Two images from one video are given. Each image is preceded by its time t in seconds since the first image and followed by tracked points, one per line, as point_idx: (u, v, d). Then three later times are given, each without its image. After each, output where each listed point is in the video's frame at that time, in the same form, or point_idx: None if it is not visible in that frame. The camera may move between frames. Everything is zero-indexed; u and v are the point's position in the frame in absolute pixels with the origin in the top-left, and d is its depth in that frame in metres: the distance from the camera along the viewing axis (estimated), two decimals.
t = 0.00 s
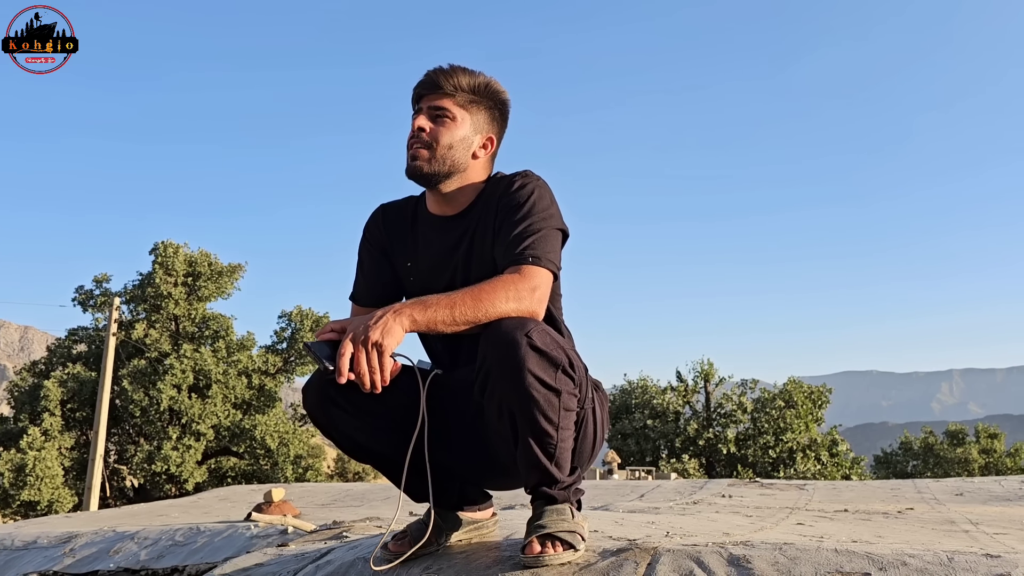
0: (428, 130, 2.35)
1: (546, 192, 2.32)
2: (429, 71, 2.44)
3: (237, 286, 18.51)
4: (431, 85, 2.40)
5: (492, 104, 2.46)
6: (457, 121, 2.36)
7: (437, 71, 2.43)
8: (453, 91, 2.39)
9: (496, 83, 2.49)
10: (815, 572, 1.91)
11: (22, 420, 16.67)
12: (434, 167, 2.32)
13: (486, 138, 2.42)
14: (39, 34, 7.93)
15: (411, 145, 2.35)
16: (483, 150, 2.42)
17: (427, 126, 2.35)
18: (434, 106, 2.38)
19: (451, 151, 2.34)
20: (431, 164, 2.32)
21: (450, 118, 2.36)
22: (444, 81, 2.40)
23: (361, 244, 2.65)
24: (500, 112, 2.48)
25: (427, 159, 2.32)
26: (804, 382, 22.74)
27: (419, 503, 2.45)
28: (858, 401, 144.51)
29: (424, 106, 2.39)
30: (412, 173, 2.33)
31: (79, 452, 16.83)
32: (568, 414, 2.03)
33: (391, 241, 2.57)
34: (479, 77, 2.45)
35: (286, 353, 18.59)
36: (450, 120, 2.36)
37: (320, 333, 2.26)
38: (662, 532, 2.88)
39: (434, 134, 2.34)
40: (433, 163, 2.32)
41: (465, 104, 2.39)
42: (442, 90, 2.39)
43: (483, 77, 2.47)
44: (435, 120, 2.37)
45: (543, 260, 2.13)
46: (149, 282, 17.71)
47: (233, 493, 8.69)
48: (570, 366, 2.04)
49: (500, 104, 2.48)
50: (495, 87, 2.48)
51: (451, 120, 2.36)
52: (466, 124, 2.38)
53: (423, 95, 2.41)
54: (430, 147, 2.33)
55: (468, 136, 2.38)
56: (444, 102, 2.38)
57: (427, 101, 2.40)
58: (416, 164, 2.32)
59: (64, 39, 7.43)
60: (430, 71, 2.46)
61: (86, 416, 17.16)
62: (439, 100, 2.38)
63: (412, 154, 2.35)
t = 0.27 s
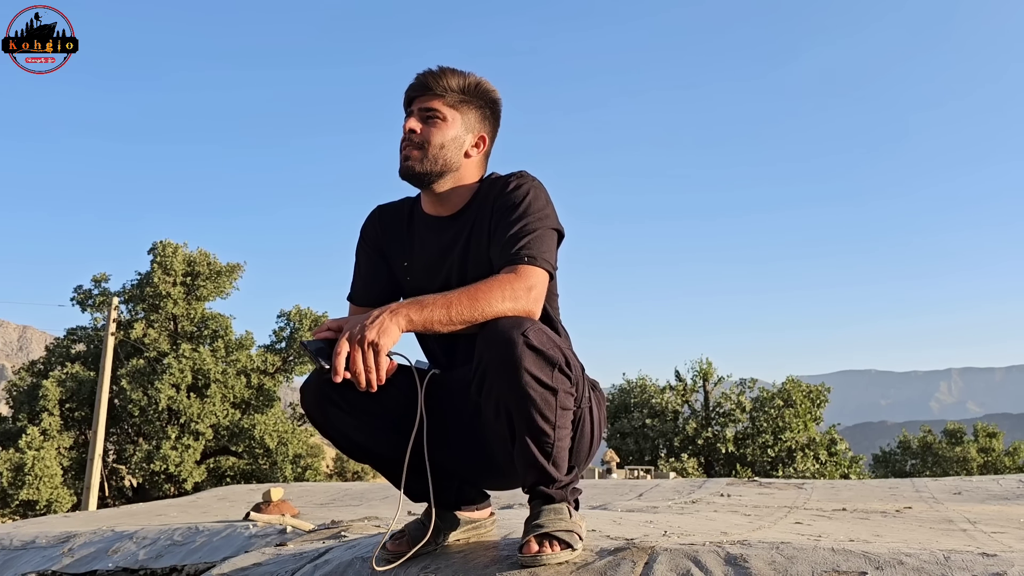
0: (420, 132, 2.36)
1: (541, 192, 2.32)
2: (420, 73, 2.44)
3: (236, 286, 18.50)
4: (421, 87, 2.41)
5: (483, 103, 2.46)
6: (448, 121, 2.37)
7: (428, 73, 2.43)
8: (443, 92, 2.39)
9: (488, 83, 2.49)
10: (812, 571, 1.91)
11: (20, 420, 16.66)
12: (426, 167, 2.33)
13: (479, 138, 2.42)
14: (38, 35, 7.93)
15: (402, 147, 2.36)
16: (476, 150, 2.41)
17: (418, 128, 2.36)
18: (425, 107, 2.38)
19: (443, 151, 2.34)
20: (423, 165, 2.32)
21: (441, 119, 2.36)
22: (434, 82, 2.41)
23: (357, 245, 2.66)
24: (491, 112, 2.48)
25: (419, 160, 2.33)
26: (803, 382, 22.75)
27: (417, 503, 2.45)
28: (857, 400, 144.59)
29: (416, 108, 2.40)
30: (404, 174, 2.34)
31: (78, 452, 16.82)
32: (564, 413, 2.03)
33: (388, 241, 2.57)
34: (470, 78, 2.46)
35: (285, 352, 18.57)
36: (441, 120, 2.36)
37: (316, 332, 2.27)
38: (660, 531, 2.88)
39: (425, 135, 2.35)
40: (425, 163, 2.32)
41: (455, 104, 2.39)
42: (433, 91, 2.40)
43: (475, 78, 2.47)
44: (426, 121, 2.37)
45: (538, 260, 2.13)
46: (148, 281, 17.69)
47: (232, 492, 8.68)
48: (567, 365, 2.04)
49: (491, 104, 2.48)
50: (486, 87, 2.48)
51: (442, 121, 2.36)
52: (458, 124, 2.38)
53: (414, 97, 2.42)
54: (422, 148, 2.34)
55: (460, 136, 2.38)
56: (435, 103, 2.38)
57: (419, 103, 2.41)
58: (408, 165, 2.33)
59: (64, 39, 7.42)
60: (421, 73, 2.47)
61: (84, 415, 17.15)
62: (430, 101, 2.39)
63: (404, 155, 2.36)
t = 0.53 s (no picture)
0: (418, 131, 2.35)
1: (540, 191, 2.32)
2: (415, 73, 2.43)
3: (234, 285, 18.48)
4: (417, 87, 2.39)
5: (479, 102, 2.46)
6: (446, 121, 2.36)
7: (423, 73, 2.43)
8: (439, 91, 2.39)
9: (483, 81, 2.49)
10: (811, 570, 1.91)
11: (20, 419, 16.66)
12: (425, 166, 2.32)
13: (476, 136, 2.42)
14: (38, 34, 7.91)
15: (400, 147, 2.36)
16: (473, 148, 2.41)
17: (415, 128, 2.35)
18: (422, 107, 2.37)
19: (441, 151, 2.34)
20: (422, 164, 2.32)
21: (439, 119, 2.36)
22: (430, 82, 2.40)
23: (357, 245, 2.66)
24: (487, 110, 2.48)
25: (418, 160, 2.33)
26: (802, 380, 22.75)
27: (415, 501, 2.45)
28: (855, 398, 144.72)
29: (412, 108, 2.39)
30: (403, 174, 2.34)
31: (77, 451, 16.82)
32: (563, 411, 2.03)
33: (387, 240, 2.57)
34: (465, 77, 2.45)
35: (285, 351, 18.56)
36: (438, 120, 2.36)
37: (315, 330, 2.27)
38: (660, 530, 2.88)
39: (423, 135, 2.34)
40: (423, 162, 2.32)
41: (452, 102, 2.39)
42: (430, 91, 2.39)
43: (470, 76, 2.46)
44: (423, 121, 2.36)
45: (536, 258, 2.13)
46: (147, 280, 17.67)
47: (231, 490, 8.68)
48: (565, 363, 2.04)
49: (487, 102, 2.47)
50: (482, 85, 2.47)
51: (439, 120, 2.35)
52: (455, 123, 2.37)
53: (410, 97, 2.41)
54: (420, 148, 2.34)
55: (458, 135, 2.37)
56: (431, 102, 2.37)
57: (415, 103, 2.40)
58: (407, 165, 2.32)
59: (64, 39, 7.41)
60: (416, 73, 2.46)
61: (83, 414, 17.16)
62: (427, 101, 2.38)
63: (402, 156, 2.35)
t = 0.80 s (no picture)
0: (413, 131, 2.35)
1: (539, 190, 2.32)
2: (408, 73, 2.44)
3: (234, 284, 18.48)
4: (411, 87, 2.39)
5: (474, 99, 2.45)
6: (440, 119, 2.36)
7: (416, 73, 2.43)
8: (433, 90, 2.38)
9: (477, 78, 2.49)
10: (810, 570, 1.92)
11: (20, 417, 16.66)
12: (421, 166, 2.32)
13: (472, 133, 2.42)
14: (39, 34, 7.91)
15: (397, 148, 2.36)
16: (469, 145, 2.41)
17: (411, 128, 2.35)
18: (416, 107, 2.37)
19: (437, 149, 2.33)
20: (418, 164, 2.32)
21: (433, 118, 2.35)
22: (425, 81, 2.40)
23: (357, 244, 2.65)
24: (483, 107, 2.48)
25: (414, 159, 2.33)
26: (802, 379, 22.74)
27: (414, 499, 2.45)
28: (855, 397, 144.76)
29: (407, 108, 2.39)
30: (401, 174, 2.34)
31: (77, 450, 16.83)
32: (562, 409, 2.03)
33: (386, 238, 2.57)
34: (458, 75, 2.45)
35: (285, 350, 18.56)
36: (433, 119, 2.35)
37: (314, 327, 2.26)
38: (660, 528, 2.89)
39: (418, 135, 2.34)
40: (420, 162, 2.32)
41: (446, 101, 2.38)
42: (423, 90, 2.39)
43: (463, 74, 2.46)
44: (418, 121, 2.36)
45: (536, 257, 2.13)
46: (147, 279, 17.66)
47: (231, 489, 8.68)
48: (565, 361, 2.04)
49: (482, 100, 2.47)
50: (476, 82, 2.47)
51: (434, 119, 2.35)
52: (450, 120, 2.37)
53: (405, 98, 2.41)
54: (416, 148, 2.33)
55: (453, 133, 2.37)
56: (426, 102, 2.37)
57: (409, 103, 2.40)
58: (403, 165, 2.33)
59: (64, 39, 7.40)
60: (409, 73, 2.46)
61: (83, 413, 17.16)
62: (421, 100, 2.38)
63: (399, 156, 2.35)
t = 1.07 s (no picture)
0: (414, 132, 2.36)
1: (540, 189, 2.32)
2: (409, 74, 2.44)
3: (235, 283, 18.49)
4: (412, 88, 2.40)
5: (475, 99, 2.45)
6: (441, 120, 2.36)
7: (417, 73, 2.43)
8: (434, 90, 2.38)
9: (478, 78, 2.48)
10: (811, 570, 1.92)
11: (21, 416, 16.68)
12: (422, 167, 2.33)
13: (473, 133, 2.42)
14: (38, 34, 7.91)
15: (398, 149, 2.36)
16: (470, 146, 2.41)
17: (412, 129, 2.36)
18: (417, 107, 2.37)
19: (438, 150, 2.34)
20: (419, 165, 2.32)
21: (434, 118, 2.35)
22: (425, 82, 2.40)
23: (358, 244, 2.65)
24: (484, 108, 2.48)
25: (415, 161, 2.33)
26: (802, 378, 22.74)
27: (416, 498, 2.45)
28: (856, 397, 144.72)
29: (408, 109, 2.39)
30: (402, 175, 2.34)
31: (78, 449, 16.85)
32: (564, 408, 2.03)
33: (387, 238, 2.57)
34: (459, 74, 2.45)
35: (285, 349, 18.56)
36: (434, 120, 2.35)
37: (316, 327, 2.26)
38: (660, 528, 2.89)
39: (419, 136, 2.34)
40: (421, 163, 2.32)
41: (447, 102, 2.38)
42: (424, 91, 2.39)
43: (464, 74, 2.46)
44: (419, 121, 2.37)
45: (537, 256, 2.13)
46: (148, 278, 17.67)
47: (231, 488, 8.69)
48: (566, 360, 2.04)
49: (483, 100, 2.47)
50: (477, 82, 2.47)
51: (435, 120, 2.35)
52: (451, 121, 2.37)
53: (406, 98, 2.41)
54: (417, 149, 2.34)
55: (454, 134, 2.37)
56: (426, 102, 2.37)
57: (410, 104, 2.40)
58: (405, 166, 2.33)
59: (64, 39, 7.41)
60: (410, 75, 2.46)
61: (84, 412, 17.18)
62: (422, 100, 2.38)
63: (400, 157, 2.36)
